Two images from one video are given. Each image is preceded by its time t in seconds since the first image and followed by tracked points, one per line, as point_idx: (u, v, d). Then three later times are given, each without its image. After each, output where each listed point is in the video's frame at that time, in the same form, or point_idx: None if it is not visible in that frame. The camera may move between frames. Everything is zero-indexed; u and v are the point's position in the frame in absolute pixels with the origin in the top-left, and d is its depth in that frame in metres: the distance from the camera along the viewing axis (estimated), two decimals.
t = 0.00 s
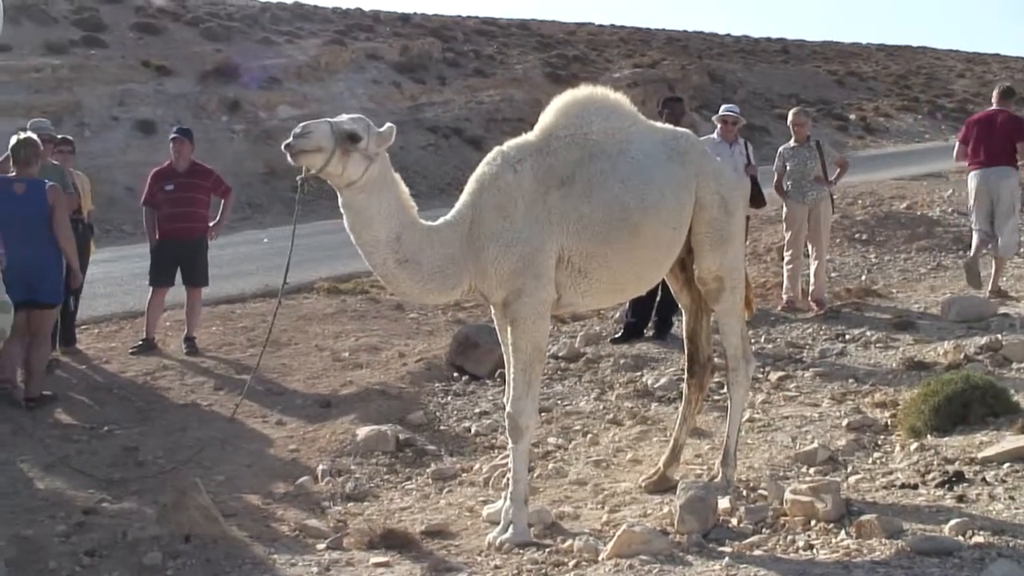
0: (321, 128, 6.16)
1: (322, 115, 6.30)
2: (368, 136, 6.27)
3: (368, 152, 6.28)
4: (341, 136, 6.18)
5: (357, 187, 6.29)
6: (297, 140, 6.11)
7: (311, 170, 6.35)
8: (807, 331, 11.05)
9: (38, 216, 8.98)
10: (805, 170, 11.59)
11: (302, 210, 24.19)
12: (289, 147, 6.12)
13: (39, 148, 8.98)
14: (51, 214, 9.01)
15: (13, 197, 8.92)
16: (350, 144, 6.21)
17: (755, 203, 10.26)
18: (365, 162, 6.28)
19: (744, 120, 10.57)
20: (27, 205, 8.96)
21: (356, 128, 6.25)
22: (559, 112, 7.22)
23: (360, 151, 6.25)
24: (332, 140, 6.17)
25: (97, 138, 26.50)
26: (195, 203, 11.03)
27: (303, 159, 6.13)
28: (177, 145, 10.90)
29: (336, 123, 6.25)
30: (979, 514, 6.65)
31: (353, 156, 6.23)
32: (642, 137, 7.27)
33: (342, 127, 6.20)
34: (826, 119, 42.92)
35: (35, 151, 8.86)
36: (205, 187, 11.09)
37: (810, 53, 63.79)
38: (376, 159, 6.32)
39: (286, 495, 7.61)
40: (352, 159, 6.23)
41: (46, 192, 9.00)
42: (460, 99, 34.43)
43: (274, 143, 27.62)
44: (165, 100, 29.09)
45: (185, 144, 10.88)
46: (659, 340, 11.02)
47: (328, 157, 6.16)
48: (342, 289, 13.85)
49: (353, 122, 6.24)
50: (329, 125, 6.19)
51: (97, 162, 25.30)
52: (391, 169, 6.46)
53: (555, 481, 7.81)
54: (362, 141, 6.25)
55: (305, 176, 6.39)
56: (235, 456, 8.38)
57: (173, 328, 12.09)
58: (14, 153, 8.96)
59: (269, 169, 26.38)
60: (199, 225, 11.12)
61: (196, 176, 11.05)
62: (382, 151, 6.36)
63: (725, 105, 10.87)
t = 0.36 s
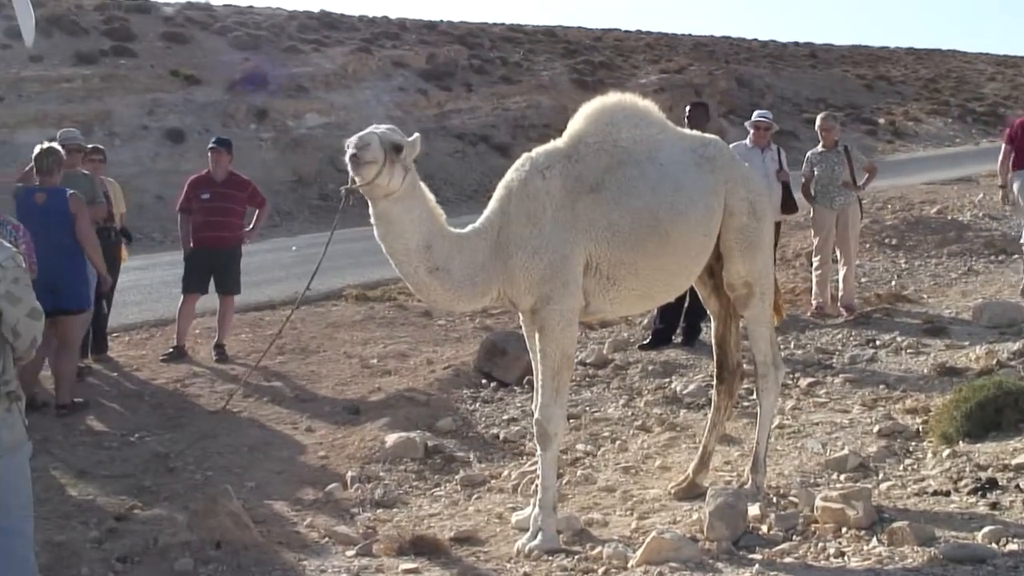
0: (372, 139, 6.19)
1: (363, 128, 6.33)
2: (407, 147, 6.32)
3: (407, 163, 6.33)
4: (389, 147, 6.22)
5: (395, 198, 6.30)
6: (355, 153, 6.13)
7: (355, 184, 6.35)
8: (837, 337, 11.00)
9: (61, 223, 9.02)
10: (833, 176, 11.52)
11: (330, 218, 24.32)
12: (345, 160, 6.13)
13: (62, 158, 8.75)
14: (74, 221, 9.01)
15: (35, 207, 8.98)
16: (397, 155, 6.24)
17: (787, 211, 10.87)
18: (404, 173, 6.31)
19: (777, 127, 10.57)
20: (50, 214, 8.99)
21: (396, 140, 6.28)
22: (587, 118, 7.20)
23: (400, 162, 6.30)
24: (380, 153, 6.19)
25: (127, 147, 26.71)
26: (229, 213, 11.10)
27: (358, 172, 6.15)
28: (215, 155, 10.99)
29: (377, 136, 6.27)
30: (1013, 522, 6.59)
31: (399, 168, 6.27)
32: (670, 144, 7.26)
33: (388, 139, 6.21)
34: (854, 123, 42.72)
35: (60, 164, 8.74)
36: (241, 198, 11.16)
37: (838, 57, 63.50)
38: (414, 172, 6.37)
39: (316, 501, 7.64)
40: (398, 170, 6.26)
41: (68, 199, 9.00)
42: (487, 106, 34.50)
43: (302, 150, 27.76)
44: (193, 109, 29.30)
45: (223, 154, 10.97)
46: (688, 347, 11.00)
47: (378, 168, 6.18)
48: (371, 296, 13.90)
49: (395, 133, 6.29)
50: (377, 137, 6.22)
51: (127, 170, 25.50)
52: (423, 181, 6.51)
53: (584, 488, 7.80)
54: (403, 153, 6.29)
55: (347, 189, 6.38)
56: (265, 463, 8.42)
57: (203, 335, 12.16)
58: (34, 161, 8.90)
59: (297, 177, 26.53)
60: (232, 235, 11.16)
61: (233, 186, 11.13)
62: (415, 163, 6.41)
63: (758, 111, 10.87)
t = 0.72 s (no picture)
0: (416, 143, 6.08)
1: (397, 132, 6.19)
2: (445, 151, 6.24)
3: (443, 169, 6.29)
4: (432, 151, 6.13)
5: (431, 204, 6.27)
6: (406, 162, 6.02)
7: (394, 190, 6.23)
8: (865, 344, 10.94)
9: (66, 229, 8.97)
10: (862, 181, 11.42)
11: (358, 222, 24.44)
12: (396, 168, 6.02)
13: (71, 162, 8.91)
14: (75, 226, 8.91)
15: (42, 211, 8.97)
16: (437, 160, 6.17)
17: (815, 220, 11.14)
18: (440, 179, 6.26)
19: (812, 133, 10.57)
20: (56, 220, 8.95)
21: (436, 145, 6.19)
22: (615, 122, 7.19)
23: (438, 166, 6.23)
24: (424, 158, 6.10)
25: (156, 150, 26.90)
26: (260, 217, 11.17)
27: (408, 179, 6.06)
28: (250, 159, 11.09)
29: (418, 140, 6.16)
30: None
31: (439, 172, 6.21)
32: (698, 148, 7.25)
33: (432, 145, 6.12)
34: (884, 129, 42.49)
35: (72, 166, 8.87)
36: (273, 203, 11.24)
37: (868, 62, 63.20)
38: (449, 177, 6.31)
39: (342, 504, 7.67)
40: (437, 175, 6.21)
41: (71, 204, 8.92)
42: (514, 111, 34.55)
43: (331, 154, 27.89)
44: (223, 113, 29.49)
45: (258, 159, 11.07)
46: (715, 352, 10.97)
47: (422, 175, 6.11)
48: (397, 300, 13.94)
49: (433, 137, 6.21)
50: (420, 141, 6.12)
51: (156, 174, 25.69)
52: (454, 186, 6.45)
53: (609, 493, 7.79)
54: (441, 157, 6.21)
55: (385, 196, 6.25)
56: (292, 466, 8.46)
57: (230, 339, 12.23)
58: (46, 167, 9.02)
59: (325, 181, 26.66)
60: (261, 240, 11.23)
61: (265, 192, 11.22)
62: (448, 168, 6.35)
63: (792, 118, 10.88)
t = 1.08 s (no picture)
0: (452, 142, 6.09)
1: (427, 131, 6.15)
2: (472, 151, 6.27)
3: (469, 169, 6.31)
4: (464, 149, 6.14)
5: (458, 203, 6.27)
6: (450, 161, 6.00)
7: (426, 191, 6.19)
8: (887, 343, 10.89)
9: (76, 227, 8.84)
10: (883, 179, 11.40)
11: (380, 220, 24.50)
12: (439, 169, 6.00)
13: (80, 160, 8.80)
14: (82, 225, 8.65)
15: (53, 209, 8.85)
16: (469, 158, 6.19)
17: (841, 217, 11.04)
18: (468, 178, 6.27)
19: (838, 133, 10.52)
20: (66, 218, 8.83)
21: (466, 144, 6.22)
22: (637, 120, 7.18)
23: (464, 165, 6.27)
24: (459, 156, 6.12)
25: (179, 149, 27.03)
26: (281, 217, 11.22)
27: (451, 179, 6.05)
28: (273, 157, 11.10)
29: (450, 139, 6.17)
30: None
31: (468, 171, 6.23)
32: (720, 147, 7.24)
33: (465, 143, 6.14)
34: (907, 127, 42.28)
35: (83, 165, 8.81)
36: (294, 202, 11.29)
37: (891, 61, 62.90)
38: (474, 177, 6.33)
39: (363, 503, 7.69)
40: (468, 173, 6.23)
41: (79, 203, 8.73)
42: (536, 109, 34.56)
43: (353, 153, 27.96)
44: (245, 112, 29.61)
45: (280, 158, 11.08)
46: (737, 351, 10.95)
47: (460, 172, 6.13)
48: (419, 299, 13.97)
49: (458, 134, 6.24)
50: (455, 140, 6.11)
51: (178, 173, 25.81)
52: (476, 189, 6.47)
53: (631, 492, 7.78)
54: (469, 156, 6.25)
55: (417, 197, 6.20)
56: (313, 464, 8.48)
57: (253, 337, 12.29)
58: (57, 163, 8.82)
59: (347, 180, 26.73)
60: (281, 239, 11.27)
61: (286, 191, 11.26)
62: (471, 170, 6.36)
63: (818, 116, 10.80)
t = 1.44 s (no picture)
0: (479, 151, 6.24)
1: (451, 142, 6.24)
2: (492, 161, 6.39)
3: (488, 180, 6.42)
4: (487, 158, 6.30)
5: (473, 210, 6.34)
6: (486, 176, 6.17)
7: (452, 202, 6.29)
8: (900, 346, 10.86)
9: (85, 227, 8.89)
10: (895, 182, 11.37)
11: (392, 221, 24.53)
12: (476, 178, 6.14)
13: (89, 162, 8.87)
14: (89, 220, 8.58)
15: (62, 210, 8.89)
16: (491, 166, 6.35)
17: (854, 222, 11.20)
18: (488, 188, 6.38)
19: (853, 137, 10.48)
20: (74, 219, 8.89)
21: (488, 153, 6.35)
22: (650, 123, 7.18)
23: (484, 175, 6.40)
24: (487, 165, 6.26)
25: (191, 149, 27.10)
26: (294, 217, 11.24)
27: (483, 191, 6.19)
28: (284, 158, 11.15)
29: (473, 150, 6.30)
30: None
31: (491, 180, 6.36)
32: (733, 149, 7.22)
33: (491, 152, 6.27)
34: (920, 130, 42.19)
35: (93, 166, 8.89)
36: (306, 203, 11.31)
37: (905, 63, 62.76)
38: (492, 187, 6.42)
39: (373, 505, 7.70)
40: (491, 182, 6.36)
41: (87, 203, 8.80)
42: (548, 111, 34.57)
43: (365, 153, 28.00)
44: (257, 112, 29.68)
45: (291, 159, 11.13)
46: (749, 354, 10.94)
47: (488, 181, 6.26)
48: (430, 300, 13.99)
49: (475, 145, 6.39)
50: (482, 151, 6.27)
51: (191, 173, 25.88)
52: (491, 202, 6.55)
53: (641, 495, 7.77)
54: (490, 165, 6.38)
55: (442, 208, 6.27)
56: (323, 465, 8.50)
57: (264, 338, 12.32)
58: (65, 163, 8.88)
59: (359, 181, 26.77)
60: (294, 239, 11.28)
61: (298, 191, 11.29)
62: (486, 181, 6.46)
63: (833, 119, 10.74)
